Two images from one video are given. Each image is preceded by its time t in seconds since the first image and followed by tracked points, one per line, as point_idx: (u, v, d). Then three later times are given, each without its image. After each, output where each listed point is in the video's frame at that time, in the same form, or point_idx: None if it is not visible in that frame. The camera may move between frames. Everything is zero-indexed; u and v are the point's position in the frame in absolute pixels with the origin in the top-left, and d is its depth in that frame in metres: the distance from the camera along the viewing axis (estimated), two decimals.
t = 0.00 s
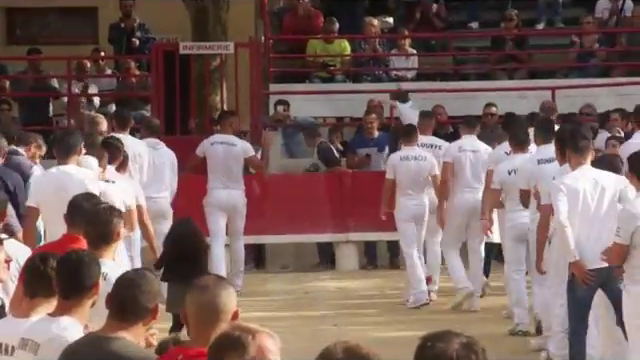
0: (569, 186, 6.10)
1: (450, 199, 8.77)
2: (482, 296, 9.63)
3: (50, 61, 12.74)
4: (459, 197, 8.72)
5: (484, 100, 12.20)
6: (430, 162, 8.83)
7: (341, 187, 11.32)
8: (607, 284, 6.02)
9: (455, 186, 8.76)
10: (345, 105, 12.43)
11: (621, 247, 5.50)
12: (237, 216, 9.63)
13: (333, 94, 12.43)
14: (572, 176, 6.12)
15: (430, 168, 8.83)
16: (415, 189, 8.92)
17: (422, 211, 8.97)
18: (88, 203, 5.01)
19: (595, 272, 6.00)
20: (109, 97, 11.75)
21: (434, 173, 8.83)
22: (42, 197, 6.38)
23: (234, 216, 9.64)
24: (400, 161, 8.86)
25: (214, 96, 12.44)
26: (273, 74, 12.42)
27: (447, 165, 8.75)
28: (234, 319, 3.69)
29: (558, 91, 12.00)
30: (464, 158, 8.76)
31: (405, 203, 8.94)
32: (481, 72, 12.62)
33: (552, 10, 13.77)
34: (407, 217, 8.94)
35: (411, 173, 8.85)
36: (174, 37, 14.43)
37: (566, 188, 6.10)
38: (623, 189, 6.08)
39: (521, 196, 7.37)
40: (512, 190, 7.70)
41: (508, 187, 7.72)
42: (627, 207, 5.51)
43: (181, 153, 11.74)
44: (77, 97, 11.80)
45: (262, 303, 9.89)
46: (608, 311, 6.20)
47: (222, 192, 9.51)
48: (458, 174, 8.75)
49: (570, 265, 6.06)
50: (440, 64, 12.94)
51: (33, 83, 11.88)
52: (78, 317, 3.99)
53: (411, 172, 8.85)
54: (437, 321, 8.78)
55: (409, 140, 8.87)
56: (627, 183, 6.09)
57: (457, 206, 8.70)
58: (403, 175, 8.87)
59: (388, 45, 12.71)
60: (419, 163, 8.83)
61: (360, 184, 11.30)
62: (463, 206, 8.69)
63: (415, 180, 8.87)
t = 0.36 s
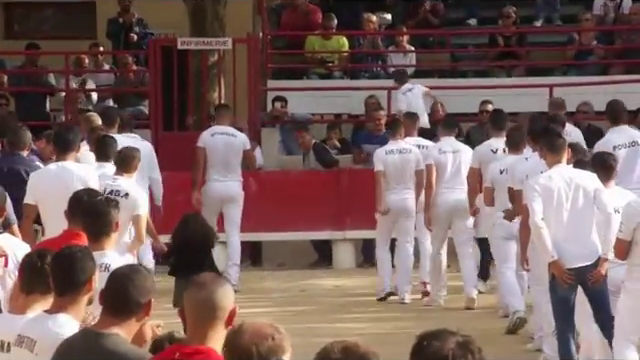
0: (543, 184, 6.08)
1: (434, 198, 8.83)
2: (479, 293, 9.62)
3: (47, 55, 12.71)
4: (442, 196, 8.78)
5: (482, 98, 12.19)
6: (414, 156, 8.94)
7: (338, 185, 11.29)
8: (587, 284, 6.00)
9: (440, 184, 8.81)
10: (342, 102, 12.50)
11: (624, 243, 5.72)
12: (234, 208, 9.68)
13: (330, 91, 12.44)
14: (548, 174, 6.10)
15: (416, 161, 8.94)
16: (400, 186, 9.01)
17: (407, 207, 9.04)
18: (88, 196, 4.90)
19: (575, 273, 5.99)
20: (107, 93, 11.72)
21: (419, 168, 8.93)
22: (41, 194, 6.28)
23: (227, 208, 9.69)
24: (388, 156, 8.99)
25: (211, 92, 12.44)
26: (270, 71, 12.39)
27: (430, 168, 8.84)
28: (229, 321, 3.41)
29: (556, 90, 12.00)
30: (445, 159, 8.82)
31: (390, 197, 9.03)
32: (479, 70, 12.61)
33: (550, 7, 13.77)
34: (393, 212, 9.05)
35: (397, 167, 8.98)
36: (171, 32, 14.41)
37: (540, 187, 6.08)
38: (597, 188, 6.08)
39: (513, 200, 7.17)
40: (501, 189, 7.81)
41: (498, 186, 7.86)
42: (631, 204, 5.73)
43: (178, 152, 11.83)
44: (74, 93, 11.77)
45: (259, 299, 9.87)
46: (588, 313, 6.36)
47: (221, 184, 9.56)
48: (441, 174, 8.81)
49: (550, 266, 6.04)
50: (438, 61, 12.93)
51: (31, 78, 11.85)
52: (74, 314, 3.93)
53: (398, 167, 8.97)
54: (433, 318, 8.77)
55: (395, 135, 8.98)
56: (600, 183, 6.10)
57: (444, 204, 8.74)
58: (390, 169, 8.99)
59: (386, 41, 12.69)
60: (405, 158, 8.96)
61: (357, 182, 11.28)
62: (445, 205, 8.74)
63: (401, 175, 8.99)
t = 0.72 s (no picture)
0: (538, 186, 6.19)
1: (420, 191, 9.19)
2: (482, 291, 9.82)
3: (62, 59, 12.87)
4: (430, 191, 9.11)
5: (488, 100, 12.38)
6: (402, 158, 9.14)
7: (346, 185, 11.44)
8: (582, 284, 6.19)
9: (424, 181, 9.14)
10: (350, 104, 12.69)
11: (620, 241, 5.98)
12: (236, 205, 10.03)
13: (338, 93, 12.66)
14: (544, 176, 6.21)
15: (403, 162, 9.15)
16: (385, 190, 9.29)
17: (393, 208, 9.32)
18: (104, 196, 5.01)
19: (571, 270, 6.14)
20: (119, 95, 11.94)
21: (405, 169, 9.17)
22: (70, 196, 6.38)
23: (230, 208, 10.05)
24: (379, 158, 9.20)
25: (221, 94, 12.63)
26: (278, 74, 12.60)
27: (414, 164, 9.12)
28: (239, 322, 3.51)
29: (561, 93, 12.18)
30: (432, 155, 9.07)
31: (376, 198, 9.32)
32: (485, 72, 12.82)
33: (555, 10, 13.98)
34: (380, 213, 9.34)
35: (386, 169, 9.20)
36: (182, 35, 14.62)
37: (536, 189, 6.19)
38: (591, 186, 6.22)
39: (512, 199, 7.39)
40: (502, 187, 8.03)
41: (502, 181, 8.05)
42: (626, 202, 5.96)
43: (188, 154, 12.00)
44: (87, 96, 11.95)
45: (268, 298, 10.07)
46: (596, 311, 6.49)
47: (223, 183, 9.93)
48: (427, 169, 9.11)
49: (547, 264, 6.18)
50: (445, 64, 13.13)
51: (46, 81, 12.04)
52: (87, 313, 3.99)
53: (386, 169, 9.20)
54: (436, 316, 8.94)
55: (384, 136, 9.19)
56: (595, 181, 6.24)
57: (429, 201, 9.11)
58: (378, 171, 9.22)
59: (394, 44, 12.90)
60: (394, 157, 9.16)
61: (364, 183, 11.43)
62: (432, 201, 9.10)
63: (389, 176, 9.23)
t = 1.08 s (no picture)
0: (538, 183, 6.40)
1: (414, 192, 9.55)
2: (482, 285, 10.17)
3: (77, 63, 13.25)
4: (425, 191, 9.48)
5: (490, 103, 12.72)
6: (395, 159, 9.50)
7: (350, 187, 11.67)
8: (574, 279, 6.39)
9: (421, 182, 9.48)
10: (356, 106, 13.04)
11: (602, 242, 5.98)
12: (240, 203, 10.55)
13: (345, 94, 13.03)
14: (545, 174, 6.41)
15: (396, 165, 9.50)
16: (378, 188, 9.60)
17: (387, 204, 9.67)
18: (112, 194, 5.16)
19: (563, 267, 6.36)
20: (131, 97, 12.32)
21: (399, 170, 9.51)
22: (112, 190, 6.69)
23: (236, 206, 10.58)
24: (372, 159, 9.53)
25: (231, 96, 13.02)
26: (286, 78, 12.97)
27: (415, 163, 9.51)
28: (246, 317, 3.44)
29: (561, 95, 12.51)
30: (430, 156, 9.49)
31: (370, 198, 9.62)
32: (488, 74, 13.17)
33: (554, 15, 14.46)
34: (373, 210, 9.63)
35: (378, 170, 9.53)
36: (194, 39, 14.98)
37: (537, 186, 6.40)
38: (589, 185, 6.40)
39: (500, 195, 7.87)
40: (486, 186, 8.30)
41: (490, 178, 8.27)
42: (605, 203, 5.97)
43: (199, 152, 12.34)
44: (102, 98, 12.29)
45: (275, 294, 10.42)
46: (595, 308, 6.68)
47: (229, 182, 10.46)
48: (425, 171, 9.51)
49: (540, 261, 6.41)
50: (448, 66, 13.49)
51: (62, 85, 12.40)
52: (100, 310, 3.93)
53: (380, 170, 9.53)
54: (437, 311, 9.28)
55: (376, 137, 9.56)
56: (593, 179, 6.42)
57: (425, 201, 9.46)
58: (370, 171, 9.55)
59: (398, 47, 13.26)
60: (385, 158, 9.50)
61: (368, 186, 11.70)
62: (426, 201, 9.47)
63: (384, 176, 9.56)
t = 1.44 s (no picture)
0: (536, 182, 6.66)
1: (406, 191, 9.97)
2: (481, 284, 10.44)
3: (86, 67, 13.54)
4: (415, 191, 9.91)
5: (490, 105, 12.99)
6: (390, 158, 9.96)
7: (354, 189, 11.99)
8: (566, 277, 6.62)
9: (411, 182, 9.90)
10: (359, 109, 13.32)
11: (578, 238, 6.26)
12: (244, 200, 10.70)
13: (349, 98, 13.32)
14: (542, 174, 6.67)
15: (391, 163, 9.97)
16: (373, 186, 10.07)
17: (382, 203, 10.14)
18: (115, 195, 5.33)
19: (553, 266, 6.62)
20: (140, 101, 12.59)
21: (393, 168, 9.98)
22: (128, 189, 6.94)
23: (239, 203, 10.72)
24: (368, 158, 9.99)
25: (237, 100, 13.32)
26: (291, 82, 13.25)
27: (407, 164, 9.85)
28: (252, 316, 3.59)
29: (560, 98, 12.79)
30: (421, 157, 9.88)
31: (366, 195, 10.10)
32: (488, 78, 13.45)
33: (554, 19, 14.92)
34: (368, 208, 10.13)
35: (374, 168, 9.99)
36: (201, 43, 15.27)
37: (534, 185, 6.66)
38: (585, 185, 6.66)
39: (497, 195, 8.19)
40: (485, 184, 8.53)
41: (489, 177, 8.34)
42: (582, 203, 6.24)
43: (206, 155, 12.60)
44: (113, 102, 12.57)
45: (280, 292, 10.69)
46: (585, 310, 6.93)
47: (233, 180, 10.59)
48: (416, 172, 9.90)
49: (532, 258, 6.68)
50: (450, 70, 13.77)
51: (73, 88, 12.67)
52: (111, 307, 3.97)
53: (375, 168, 9.99)
54: (437, 309, 9.54)
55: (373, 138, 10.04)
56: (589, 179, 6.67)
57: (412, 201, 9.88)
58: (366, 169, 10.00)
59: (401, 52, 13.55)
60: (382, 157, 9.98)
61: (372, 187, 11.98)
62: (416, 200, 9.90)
63: (378, 175, 10.01)
